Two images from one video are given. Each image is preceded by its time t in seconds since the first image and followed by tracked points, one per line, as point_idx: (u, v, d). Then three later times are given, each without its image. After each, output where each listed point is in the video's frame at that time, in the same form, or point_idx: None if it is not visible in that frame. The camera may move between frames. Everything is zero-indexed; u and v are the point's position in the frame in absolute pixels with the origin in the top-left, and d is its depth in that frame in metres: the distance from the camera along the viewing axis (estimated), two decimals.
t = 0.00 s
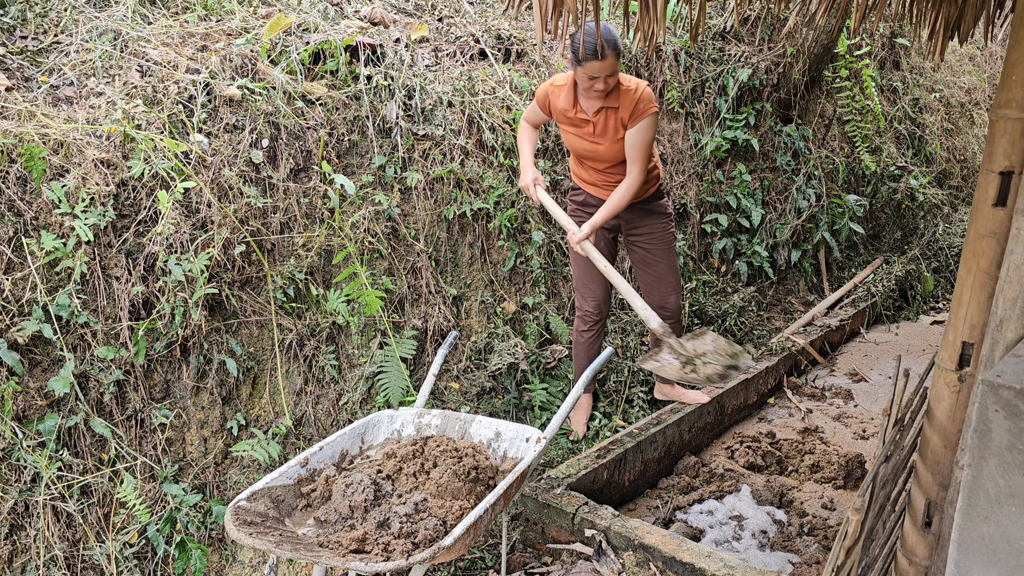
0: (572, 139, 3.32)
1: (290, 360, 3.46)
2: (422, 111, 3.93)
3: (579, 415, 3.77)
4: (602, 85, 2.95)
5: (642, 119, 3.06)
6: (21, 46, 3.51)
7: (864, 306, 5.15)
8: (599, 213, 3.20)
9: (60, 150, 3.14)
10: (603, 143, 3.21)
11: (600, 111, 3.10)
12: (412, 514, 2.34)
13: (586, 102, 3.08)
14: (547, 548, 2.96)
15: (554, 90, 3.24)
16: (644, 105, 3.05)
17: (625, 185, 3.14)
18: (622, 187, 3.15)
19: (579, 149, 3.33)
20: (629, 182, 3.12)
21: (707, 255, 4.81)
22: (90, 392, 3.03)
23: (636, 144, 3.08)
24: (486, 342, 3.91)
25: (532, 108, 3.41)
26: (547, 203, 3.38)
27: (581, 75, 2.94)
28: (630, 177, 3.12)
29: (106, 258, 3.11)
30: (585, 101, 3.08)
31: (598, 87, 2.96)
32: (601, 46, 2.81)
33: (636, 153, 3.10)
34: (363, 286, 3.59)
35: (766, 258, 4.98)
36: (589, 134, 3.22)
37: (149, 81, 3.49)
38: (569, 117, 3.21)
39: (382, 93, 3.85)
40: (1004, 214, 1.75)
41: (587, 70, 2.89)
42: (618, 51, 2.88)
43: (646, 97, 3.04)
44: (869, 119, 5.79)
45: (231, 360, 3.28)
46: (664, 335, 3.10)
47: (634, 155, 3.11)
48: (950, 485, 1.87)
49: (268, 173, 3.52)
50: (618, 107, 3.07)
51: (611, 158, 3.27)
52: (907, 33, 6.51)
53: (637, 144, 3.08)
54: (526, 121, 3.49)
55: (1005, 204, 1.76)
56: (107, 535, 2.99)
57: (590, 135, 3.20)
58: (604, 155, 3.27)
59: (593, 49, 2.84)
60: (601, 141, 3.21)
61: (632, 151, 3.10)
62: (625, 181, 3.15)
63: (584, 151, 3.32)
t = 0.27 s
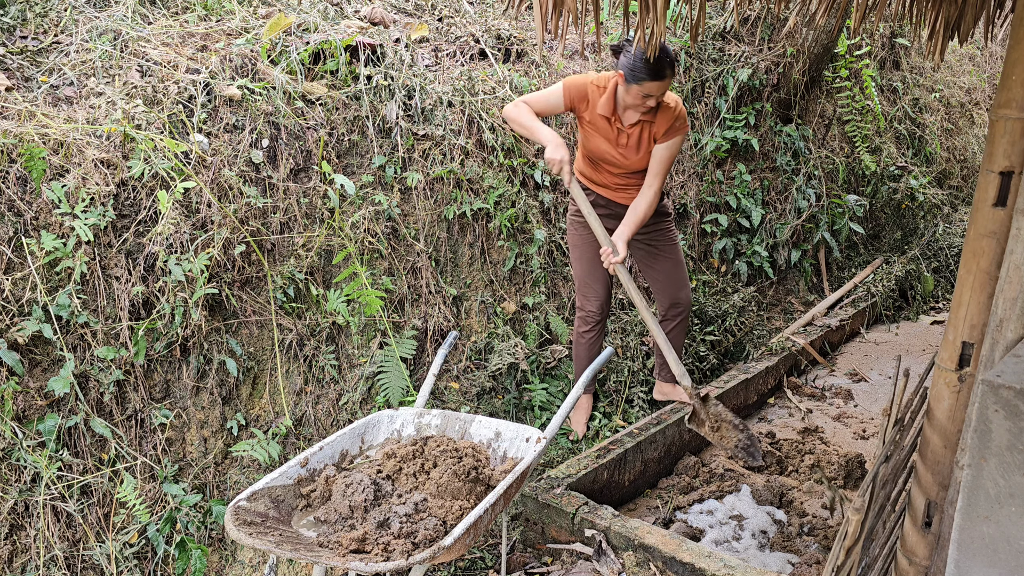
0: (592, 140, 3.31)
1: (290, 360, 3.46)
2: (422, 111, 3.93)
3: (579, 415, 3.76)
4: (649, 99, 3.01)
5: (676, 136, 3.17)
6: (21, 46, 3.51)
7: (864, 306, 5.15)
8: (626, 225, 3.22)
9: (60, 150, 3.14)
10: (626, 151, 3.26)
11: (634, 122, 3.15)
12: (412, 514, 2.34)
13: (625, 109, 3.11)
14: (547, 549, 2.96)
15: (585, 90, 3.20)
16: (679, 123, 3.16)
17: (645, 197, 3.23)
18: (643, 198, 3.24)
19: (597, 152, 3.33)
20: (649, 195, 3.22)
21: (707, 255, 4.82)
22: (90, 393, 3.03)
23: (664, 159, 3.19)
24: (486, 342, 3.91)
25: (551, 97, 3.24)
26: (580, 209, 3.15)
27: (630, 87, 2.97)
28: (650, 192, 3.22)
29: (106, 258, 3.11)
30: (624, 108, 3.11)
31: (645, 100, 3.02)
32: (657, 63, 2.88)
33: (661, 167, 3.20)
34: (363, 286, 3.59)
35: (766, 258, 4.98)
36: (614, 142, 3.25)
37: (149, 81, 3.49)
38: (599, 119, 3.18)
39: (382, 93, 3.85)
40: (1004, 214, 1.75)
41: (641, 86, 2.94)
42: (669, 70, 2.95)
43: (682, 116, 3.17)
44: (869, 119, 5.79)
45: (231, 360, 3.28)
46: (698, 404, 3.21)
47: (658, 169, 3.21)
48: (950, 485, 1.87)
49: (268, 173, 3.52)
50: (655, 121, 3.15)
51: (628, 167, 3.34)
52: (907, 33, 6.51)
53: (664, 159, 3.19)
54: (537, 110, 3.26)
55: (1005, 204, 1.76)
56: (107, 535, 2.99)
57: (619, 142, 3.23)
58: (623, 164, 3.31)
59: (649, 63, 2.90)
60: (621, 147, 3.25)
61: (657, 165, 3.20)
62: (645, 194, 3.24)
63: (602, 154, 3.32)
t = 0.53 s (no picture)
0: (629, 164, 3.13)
1: (290, 360, 3.46)
2: (422, 110, 3.93)
3: (579, 415, 3.76)
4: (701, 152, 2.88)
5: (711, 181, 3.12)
6: (21, 46, 3.51)
7: (864, 306, 5.15)
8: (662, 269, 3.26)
9: (60, 150, 3.14)
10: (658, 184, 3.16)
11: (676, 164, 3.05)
12: (412, 514, 2.34)
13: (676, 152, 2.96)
14: (547, 549, 2.96)
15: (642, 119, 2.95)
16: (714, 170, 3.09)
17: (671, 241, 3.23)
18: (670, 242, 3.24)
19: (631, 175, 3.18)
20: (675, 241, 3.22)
21: (707, 256, 4.82)
22: (90, 393, 3.03)
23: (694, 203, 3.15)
24: (486, 342, 3.91)
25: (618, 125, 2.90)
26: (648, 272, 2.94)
27: (689, 140, 2.80)
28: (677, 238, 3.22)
29: (106, 258, 3.11)
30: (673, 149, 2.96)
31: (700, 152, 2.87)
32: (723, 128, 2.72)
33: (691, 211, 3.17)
34: (363, 286, 3.59)
35: (766, 258, 4.98)
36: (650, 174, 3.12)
37: (149, 81, 3.49)
38: (643, 154, 3.02)
39: (382, 93, 3.85)
40: (1004, 214, 1.76)
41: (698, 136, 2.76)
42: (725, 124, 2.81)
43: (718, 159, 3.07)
44: (869, 119, 5.79)
45: (231, 360, 3.29)
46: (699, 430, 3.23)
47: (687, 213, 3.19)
48: (950, 485, 1.87)
49: (268, 173, 3.52)
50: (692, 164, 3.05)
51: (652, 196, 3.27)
52: (907, 33, 6.50)
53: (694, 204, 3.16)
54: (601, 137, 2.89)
55: (1005, 204, 1.76)
56: (107, 535, 2.99)
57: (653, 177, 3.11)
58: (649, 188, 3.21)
59: (718, 123, 2.72)
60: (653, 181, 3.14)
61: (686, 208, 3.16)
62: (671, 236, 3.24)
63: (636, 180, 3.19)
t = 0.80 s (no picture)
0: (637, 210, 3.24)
1: (290, 360, 3.46)
2: (422, 110, 3.93)
3: (579, 415, 3.77)
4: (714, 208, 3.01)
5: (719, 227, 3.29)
6: (21, 46, 3.51)
7: (864, 306, 5.15)
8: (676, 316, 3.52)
9: (60, 150, 3.14)
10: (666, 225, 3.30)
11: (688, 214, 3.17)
12: (412, 514, 2.34)
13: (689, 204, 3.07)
14: (547, 548, 2.96)
15: (655, 174, 3.00)
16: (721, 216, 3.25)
17: (685, 293, 3.46)
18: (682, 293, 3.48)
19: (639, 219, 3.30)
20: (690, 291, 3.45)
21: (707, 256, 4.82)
22: (90, 392, 3.03)
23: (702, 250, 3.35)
24: (486, 342, 3.91)
25: (628, 189, 2.96)
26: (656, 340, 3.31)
27: (707, 199, 2.90)
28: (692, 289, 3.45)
29: (106, 258, 3.11)
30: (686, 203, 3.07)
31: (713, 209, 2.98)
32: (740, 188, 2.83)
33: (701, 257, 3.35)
34: (363, 286, 3.59)
35: (766, 258, 4.98)
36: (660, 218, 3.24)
37: (149, 81, 3.49)
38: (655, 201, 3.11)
39: (382, 93, 3.85)
40: (1004, 214, 1.75)
41: (714, 194, 2.84)
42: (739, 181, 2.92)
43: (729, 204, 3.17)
44: (869, 119, 5.79)
45: (231, 360, 3.29)
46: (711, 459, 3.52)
47: (697, 259, 3.38)
48: (950, 485, 1.87)
49: (268, 173, 3.52)
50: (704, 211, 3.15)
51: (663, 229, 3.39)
52: (907, 33, 6.51)
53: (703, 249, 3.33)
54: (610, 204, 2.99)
55: (1005, 204, 1.76)
56: (107, 535, 2.99)
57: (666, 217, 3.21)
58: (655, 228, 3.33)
59: (737, 186, 2.82)
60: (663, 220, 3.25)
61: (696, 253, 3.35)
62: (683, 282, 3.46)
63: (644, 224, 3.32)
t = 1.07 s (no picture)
0: (619, 215, 3.32)
1: (290, 360, 3.46)
2: (422, 110, 3.93)
3: (579, 415, 3.77)
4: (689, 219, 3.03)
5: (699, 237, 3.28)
6: (21, 46, 3.51)
7: (864, 306, 5.15)
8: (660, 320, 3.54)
9: (60, 150, 3.14)
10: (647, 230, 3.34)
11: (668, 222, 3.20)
12: (412, 514, 2.34)
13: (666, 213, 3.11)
14: (547, 548, 2.96)
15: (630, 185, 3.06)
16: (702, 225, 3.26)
17: (665, 288, 3.47)
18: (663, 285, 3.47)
19: (623, 222, 3.37)
20: (670, 289, 3.46)
21: (707, 255, 4.82)
22: (90, 392, 3.03)
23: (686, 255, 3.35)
24: (486, 342, 3.91)
25: (598, 199, 3.09)
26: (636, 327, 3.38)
27: (679, 210, 2.94)
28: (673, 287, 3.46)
29: (106, 258, 3.11)
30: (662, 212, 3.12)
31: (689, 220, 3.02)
32: (712, 202, 2.86)
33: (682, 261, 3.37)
34: (363, 286, 3.59)
35: (766, 258, 4.98)
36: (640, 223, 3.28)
37: (149, 81, 3.49)
38: (635, 210, 3.18)
39: (382, 93, 3.85)
40: (1004, 214, 1.75)
41: (688, 208, 2.88)
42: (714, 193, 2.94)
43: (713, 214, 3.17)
44: (869, 119, 5.79)
45: (231, 360, 3.28)
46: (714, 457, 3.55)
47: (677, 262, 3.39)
48: (950, 485, 1.87)
49: (268, 173, 3.52)
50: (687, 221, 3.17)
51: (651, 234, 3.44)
52: (907, 33, 6.50)
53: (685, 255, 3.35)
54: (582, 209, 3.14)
55: (1005, 204, 1.76)
56: (107, 535, 2.99)
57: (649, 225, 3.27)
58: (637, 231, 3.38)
59: (710, 199, 2.86)
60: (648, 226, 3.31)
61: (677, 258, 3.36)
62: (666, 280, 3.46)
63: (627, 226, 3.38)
